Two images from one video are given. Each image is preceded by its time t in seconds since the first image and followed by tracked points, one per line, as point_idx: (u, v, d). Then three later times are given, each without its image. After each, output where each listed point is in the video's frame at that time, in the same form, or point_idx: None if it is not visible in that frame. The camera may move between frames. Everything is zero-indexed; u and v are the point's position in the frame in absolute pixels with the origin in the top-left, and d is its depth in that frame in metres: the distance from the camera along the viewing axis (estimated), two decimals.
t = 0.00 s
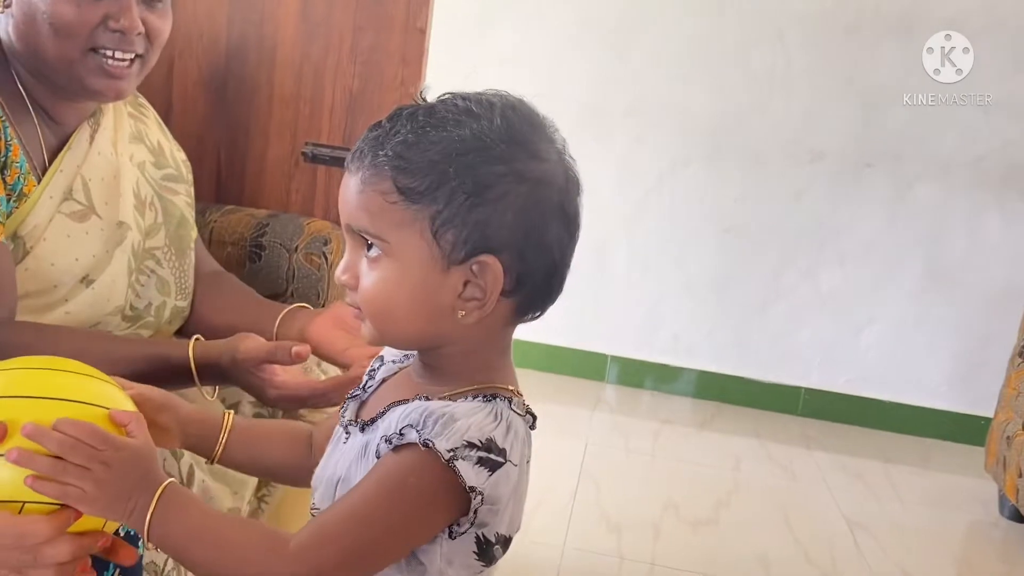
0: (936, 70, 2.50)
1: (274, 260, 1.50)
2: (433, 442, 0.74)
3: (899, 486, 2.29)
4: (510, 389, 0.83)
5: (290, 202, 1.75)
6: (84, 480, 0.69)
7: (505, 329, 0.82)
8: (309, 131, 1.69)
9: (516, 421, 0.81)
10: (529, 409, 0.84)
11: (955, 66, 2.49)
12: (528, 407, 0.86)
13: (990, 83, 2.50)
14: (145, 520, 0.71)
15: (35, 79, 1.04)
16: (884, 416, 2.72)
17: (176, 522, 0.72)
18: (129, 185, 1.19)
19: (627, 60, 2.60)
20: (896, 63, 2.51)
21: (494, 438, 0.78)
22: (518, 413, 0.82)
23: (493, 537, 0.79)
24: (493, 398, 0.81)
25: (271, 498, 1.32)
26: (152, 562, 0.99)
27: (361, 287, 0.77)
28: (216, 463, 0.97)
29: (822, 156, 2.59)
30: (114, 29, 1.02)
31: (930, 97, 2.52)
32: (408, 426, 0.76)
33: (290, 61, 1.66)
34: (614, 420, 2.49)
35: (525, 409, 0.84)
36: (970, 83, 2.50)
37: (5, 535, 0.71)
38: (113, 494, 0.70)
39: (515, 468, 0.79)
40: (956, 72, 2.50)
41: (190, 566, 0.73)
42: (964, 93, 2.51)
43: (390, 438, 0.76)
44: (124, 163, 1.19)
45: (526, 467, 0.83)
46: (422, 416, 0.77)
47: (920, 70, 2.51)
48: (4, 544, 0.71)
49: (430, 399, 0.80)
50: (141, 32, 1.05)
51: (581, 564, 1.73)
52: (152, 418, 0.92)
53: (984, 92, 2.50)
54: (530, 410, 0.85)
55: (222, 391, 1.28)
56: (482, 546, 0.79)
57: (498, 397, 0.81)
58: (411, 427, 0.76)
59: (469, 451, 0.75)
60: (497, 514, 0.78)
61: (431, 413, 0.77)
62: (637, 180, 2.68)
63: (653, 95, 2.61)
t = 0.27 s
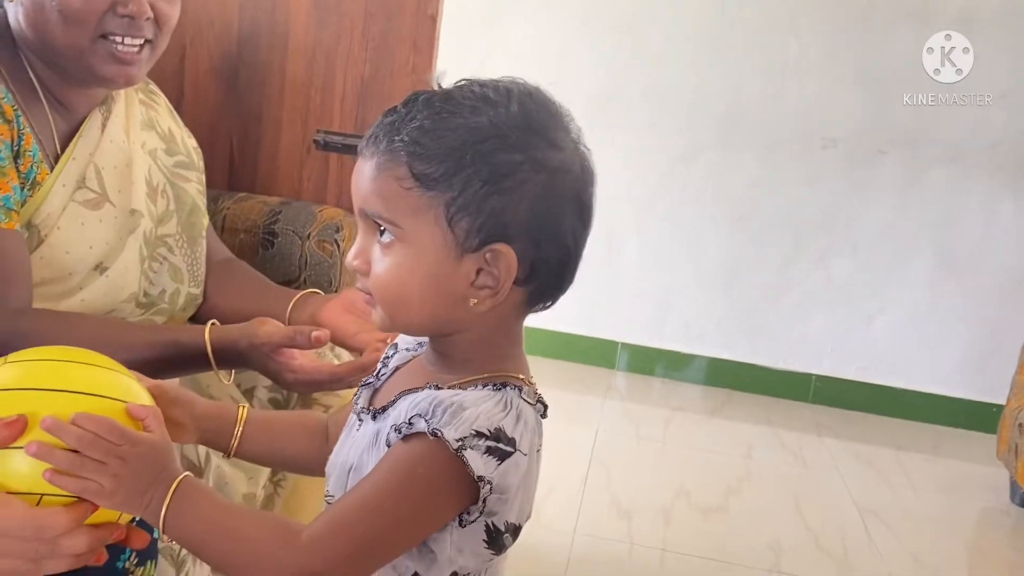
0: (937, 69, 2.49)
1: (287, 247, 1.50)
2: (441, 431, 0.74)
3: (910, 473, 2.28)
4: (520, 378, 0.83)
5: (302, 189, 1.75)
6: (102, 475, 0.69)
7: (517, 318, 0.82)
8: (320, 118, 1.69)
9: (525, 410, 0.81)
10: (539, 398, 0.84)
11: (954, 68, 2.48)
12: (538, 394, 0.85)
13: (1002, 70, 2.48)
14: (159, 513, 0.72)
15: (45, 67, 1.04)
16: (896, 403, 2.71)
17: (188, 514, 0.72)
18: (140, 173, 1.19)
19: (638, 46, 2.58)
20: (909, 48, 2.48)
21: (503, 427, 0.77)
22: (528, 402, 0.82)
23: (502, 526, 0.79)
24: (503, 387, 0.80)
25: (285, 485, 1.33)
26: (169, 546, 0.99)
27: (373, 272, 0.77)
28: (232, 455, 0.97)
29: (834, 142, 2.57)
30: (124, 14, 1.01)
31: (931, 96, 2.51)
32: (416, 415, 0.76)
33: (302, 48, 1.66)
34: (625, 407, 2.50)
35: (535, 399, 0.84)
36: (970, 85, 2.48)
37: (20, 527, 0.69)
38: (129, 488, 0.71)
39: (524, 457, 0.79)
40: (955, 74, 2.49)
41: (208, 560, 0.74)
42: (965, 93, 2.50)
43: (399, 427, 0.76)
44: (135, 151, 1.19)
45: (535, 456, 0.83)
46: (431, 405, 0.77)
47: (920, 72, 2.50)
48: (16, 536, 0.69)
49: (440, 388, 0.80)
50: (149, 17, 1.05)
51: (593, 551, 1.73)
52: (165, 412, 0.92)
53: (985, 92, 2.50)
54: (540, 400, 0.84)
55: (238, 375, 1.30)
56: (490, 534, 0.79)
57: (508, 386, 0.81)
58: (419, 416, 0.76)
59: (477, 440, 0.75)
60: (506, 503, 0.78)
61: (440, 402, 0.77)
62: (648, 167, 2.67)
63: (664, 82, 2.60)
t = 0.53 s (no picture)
0: (936, 69, 2.47)
1: (307, 219, 1.50)
2: (462, 401, 0.75)
3: (930, 445, 2.28)
4: (542, 348, 0.83)
5: (322, 161, 1.76)
6: (130, 443, 0.70)
7: (538, 289, 0.82)
8: (339, 90, 1.70)
9: (545, 380, 0.81)
10: (561, 368, 0.84)
11: (954, 67, 2.47)
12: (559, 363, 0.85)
13: None
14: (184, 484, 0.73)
15: (69, 38, 1.04)
16: (916, 376, 2.70)
17: (214, 484, 0.73)
18: (164, 146, 1.20)
19: (658, 16, 2.55)
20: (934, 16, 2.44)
21: (524, 397, 0.78)
22: (550, 372, 0.82)
23: (522, 493, 0.80)
24: (524, 356, 0.81)
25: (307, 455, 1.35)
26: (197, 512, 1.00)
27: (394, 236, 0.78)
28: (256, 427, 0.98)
29: (856, 113, 2.54)
30: None
31: (931, 96, 2.49)
32: (438, 386, 0.76)
33: (321, 19, 1.66)
34: (644, 379, 2.50)
35: (557, 369, 0.84)
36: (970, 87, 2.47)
37: (52, 492, 0.71)
38: (155, 458, 0.71)
39: (545, 428, 0.79)
40: (956, 73, 2.47)
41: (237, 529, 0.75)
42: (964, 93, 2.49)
43: (421, 396, 0.77)
44: (158, 124, 1.20)
45: (556, 426, 0.83)
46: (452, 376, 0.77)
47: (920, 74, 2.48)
48: (49, 501, 0.71)
49: (462, 356, 0.81)
50: None
51: (613, 520, 1.75)
52: (192, 385, 0.91)
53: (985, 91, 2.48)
54: (562, 370, 0.85)
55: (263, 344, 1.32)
56: (511, 501, 0.80)
57: (528, 356, 0.81)
58: (441, 386, 0.77)
59: (499, 410, 0.75)
60: (526, 472, 0.78)
61: (461, 372, 0.78)
62: (667, 139, 2.65)
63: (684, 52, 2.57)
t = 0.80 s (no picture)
0: (936, 70, 2.45)
1: (318, 199, 1.50)
2: (487, 368, 0.72)
3: (944, 421, 2.27)
4: (562, 319, 0.79)
5: (332, 139, 1.76)
6: (143, 429, 0.68)
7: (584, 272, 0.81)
8: (348, 66, 1.69)
9: (568, 350, 0.78)
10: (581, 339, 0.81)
11: (955, 64, 2.45)
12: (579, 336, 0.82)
13: None
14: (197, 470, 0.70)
15: (80, 20, 1.03)
16: (931, 351, 2.68)
17: (229, 465, 0.70)
18: (175, 127, 1.20)
19: None
20: None
21: (547, 365, 0.75)
22: (571, 343, 0.79)
23: (547, 461, 0.78)
24: (546, 328, 0.77)
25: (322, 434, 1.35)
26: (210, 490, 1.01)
27: (462, 243, 0.71)
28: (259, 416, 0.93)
29: (872, 86, 2.50)
30: None
31: (930, 97, 2.48)
32: (462, 354, 0.74)
33: None
34: (656, 356, 2.50)
35: (577, 340, 0.81)
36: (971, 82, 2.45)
37: (65, 475, 0.71)
38: (168, 446, 0.68)
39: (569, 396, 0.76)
40: (956, 70, 2.45)
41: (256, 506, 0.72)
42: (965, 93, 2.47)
43: (445, 365, 0.74)
44: (169, 106, 1.19)
45: (579, 395, 0.80)
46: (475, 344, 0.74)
47: (919, 74, 2.47)
48: (63, 485, 0.71)
49: (485, 328, 0.77)
50: None
51: (624, 496, 1.76)
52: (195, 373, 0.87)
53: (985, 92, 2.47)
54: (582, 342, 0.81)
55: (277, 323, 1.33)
56: (536, 470, 0.77)
57: (549, 327, 0.77)
58: (464, 354, 0.74)
59: (523, 376, 0.72)
60: (551, 438, 0.76)
61: (485, 341, 0.75)
62: (678, 114, 2.63)
63: (696, 26, 2.54)
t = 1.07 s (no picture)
0: (937, 69, 2.45)
1: (319, 194, 1.50)
2: (507, 355, 0.71)
3: (947, 412, 2.27)
4: (574, 310, 0.79)
5: (332, 135, 1.76)
6: (149, 438, 0.67)
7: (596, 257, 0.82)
8: (347, 61, 1.71)
9: (582, 340, 0.77)
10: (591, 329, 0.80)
11: (955, 65, 2.44)
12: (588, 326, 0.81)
13: None
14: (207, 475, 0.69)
15: (78, 18, 1.03)
16: (935, 343, 2.68)
17: (241, 466, 0.70)
18: (175, 125, 1.19)
19: None
20: None
21: (564, 352, 0.74)
22: (584, 333, 0.79)
23: (567, 448, 0.77)
24: (559, 318, 0.76)
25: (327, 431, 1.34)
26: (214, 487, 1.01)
27: (511, 256, 0.70)
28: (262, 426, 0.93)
29: (873, 77, 2.49)
30: None
31: (931, 96, 2.48)
32: (481, 342, 0.73)
33: None
34: (659, 350, 2.50)
35: (588, 330, 0.80)
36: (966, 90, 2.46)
37: (69, 483, 0.70)
38: (174, 454, 0.68)
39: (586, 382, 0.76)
40: (956, 70, 2.44)
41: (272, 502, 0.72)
42: (965, 93, 2.47)
43: (463, 353, 0.73)
44: (169, 103, 1.19)
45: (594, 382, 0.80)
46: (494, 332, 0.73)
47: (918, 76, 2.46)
48: (66, 492, 0.70)
49: (499, 318, 0.77)
50: None
51: (627, 490, 1.76)
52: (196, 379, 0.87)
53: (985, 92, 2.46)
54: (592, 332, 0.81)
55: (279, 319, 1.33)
56: (556, 456, 0.77)
57: (560, 316, 0.76)
58: (484, 342, 0.73)
59: (542, 362, 0.72)
60: (571, 425, 0.75)
61: (503, 329, 0.74)
62: (678, 107, 2.63)
63: (697, 18, 2.53)
